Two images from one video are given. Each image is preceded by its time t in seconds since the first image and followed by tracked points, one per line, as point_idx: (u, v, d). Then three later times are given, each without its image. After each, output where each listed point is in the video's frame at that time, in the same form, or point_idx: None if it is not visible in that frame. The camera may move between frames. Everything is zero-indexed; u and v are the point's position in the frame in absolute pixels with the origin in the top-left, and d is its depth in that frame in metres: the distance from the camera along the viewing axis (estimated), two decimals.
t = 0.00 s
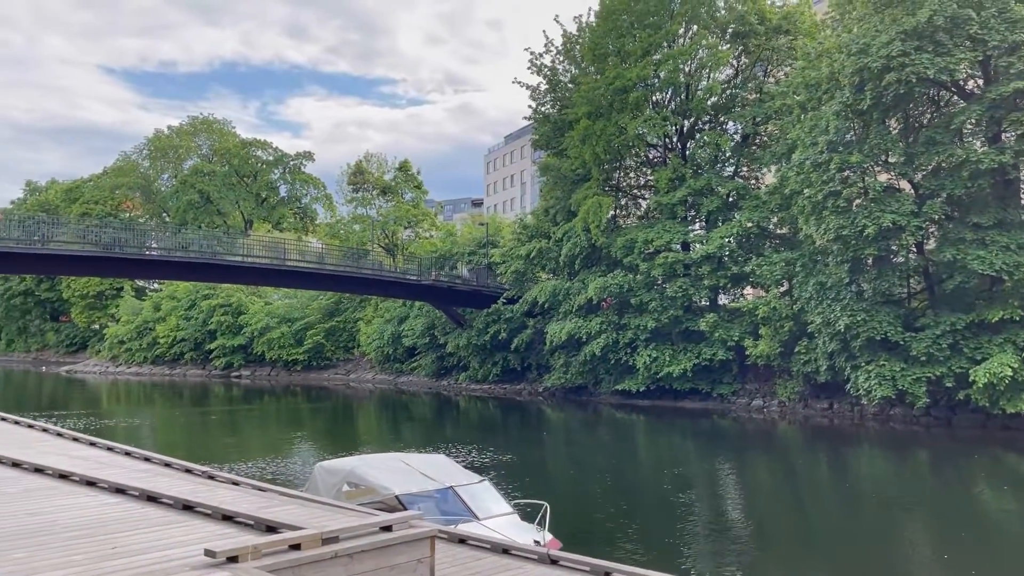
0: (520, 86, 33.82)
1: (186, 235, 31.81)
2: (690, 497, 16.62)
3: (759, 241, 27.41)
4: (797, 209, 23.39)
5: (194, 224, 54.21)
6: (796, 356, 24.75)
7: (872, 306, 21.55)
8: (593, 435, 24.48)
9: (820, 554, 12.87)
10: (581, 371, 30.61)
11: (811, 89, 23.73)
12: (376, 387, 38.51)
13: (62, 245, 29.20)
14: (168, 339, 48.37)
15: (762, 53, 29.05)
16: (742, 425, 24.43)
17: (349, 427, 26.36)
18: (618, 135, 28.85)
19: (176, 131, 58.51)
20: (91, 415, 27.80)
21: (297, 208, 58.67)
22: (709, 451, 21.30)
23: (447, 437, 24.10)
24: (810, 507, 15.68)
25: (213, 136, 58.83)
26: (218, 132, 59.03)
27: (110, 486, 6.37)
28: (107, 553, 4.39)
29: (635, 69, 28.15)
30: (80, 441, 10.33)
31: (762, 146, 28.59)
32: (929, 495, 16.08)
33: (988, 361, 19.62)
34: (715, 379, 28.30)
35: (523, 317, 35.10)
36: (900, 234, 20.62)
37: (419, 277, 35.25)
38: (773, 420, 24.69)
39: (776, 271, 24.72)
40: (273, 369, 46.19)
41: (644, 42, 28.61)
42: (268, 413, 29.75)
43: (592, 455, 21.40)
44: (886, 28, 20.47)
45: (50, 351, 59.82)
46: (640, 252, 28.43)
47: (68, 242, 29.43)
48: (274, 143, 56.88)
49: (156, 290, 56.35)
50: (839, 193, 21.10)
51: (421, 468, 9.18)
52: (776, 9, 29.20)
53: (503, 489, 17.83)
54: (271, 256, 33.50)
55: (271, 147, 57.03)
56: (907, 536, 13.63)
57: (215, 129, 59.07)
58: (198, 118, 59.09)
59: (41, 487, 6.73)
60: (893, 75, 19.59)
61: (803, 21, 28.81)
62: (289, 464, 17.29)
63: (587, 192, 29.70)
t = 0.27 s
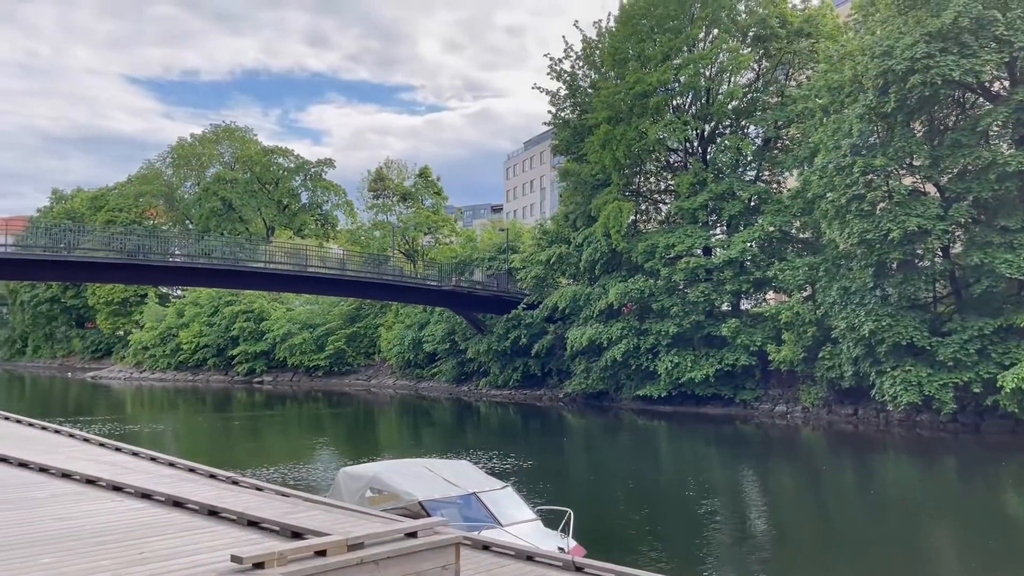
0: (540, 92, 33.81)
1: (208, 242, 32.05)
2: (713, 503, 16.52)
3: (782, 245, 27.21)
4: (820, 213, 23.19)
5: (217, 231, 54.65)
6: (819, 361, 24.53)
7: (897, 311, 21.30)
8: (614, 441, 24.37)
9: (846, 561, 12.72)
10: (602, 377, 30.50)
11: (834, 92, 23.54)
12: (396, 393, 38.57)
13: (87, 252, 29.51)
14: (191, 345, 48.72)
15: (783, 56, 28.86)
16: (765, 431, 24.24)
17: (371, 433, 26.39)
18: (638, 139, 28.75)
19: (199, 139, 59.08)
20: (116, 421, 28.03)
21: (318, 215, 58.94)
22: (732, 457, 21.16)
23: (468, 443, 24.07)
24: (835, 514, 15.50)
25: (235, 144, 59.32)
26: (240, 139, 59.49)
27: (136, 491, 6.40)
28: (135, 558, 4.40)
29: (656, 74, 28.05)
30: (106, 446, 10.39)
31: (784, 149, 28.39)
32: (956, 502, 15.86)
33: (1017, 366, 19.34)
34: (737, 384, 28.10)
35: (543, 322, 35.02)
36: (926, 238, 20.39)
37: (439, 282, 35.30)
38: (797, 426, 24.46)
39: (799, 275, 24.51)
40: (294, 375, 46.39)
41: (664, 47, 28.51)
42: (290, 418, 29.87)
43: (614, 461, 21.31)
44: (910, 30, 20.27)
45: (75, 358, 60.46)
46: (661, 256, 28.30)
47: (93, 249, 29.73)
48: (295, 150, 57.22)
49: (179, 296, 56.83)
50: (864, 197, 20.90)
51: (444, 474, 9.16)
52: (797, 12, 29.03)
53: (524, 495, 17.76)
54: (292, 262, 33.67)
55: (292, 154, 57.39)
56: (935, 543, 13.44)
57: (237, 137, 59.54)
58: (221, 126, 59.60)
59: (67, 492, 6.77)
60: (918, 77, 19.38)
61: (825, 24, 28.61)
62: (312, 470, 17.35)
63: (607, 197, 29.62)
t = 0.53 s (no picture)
0: (561, 95, 33.76)
1: (230, 244, 32.26)
2: (735, 509, 16.40)
3: (805, 250, 27.00)
4: (844, 217, 22.97)
5: (239, 234, 55.05)
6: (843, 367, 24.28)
7: (923, 316, 21.04)
8: (635, 445, 24.27)
9: (872, 569, 12.55)
10: (622, 381, 30.39)
11: (858, 94, 23.33)
12: (416, 396, 38.62)
13: (111, 254, 29.77)
14: (213, 347, 49.05)
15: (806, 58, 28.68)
16: (787, 437, 24.04)
17: (390, 436, 26.41)
18: (659, 142, 28.62)
19: (222, 143, 59.59)
20: (138, 422, 28.23)
21: (338, 218, 59.16)
22: (754, 463, 21.00)
23: (488, 446, 24.02)
24: (861, 522, 15.31)
25: (257, 147, 59.74)
26: (262, 143, 59.89)
27: (159, 492, 6.41)
28: (159, 560, 4.39)
29: (677, 77, 27.95)
30: (128, 447, 10.44)
31: (807, 153, 28.17)
32: (984, 510, 15.64)
33: None
34: (759, 389, 27.87)
35: (563, 326, 34.93)
36: (953, 242, 20.15)
37: (459, 285, 35.32)
38: (820, 432, 24.23)
39: (823, 280, 24.29)
40: (315, 377, 46.59)
41: (686, 49, 28.38)
42: (310, 420, 29.97)
43: (635, 466, 21.21)
44: (937, 32, 20.06)
45: (99, 359, 61.06)
46: (683, 260, 28.15)
47: (117, 251, 29.99)
48: (316, 154, 57.50)
49: (201, 298, 57.24)
50: (889, 201, 20.67)
51: (466, 478, 9.12)
52: (821, 14, 28.82)
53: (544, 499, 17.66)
54: (313, 264, 33.82)
55: (313, 157, 57.68)
56: (963, 552, 13.26)
57: (259, 141, 59.95)
58: (243, 129, 60.04)
59: (91, 493, 6.78)
60: (945, 79, 19.17)
61: (849, 26, 28.39)
62: (333, 472, 17.39)
63: (628, 200, 29.52)
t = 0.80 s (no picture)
0: (579, 97, 33.63)
1: (248, 243, 32.35)
2: (752, 515, 16.24)
3: (825, 253, 26.78)
4: (865, 221, 22.74)
5: (257, 233, 55.29)
6: (862, 372, 24.03)
7: (945, 322, 20.75)
8: (651, 449, 24.12)
9: None
10: (638, 384, 30.26)
11: (880, 97, 23.09)
12: (431, 397, 38.61)
13: (130, 253, 29.93)
14: (230, 345, 49.25)
15: (828, 61, 28.48)
16: (805, 442, 23.84)
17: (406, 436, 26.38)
18: (678, 144, 28.45)
19: (241, 142, 59.98)
20: (155, 420, 28.35)
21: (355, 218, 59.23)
22: (771, 469, 20.82)
23: (503, 448, 23.94)
24: (879, 529, 15.12)
25: (276, 147, 60.02)
26: (280, 143, 60.09)
27: (175, 492, 6.38)
28: (174, 562, 4.35)
29: (697, 79, 27.77)
30: (146, 445, 10.47)
31: (828, 156, 27.94)
32: (1006, 519, 15.41)
33: None
34: (777, 394, 27.65)
35: (580, 328, 34.79)
36: (976, 247, 19.92)
37: (475, 287, 35.26)
38: (838, 437, 24.00)
39: (843, 284, 24.06)
40: (331, 377, 46.69)
41: (706, 51, 28.18)
42: (325, 420, 30.03)
43: (651, 470, 21.07)
44: (961, 34, 19.83)
45: (118, 356, 61.50)
46: (701, 263, 27.97)
47: (135, 250, 30.14)
48: (334, 154, 57.63)
49: (219, 297, 57.51)
50: (911, 205, 20.44)
51: (483, 481, 9.06)
52: (843, 16, 28.57)
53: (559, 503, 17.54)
54: (330, 264, 33.87)
55: (331, 157, 57.81)
56: (984, 562, 13.05)
57: (278, 141, 60.16)
58: (262, 129, 60.30)
59: (109, 492, 6.77)
60: (969, 82, 18.97)
61: (872, 28, 28.12)
62: (348, 473, 17.37)
63: (646, 202, 29.37)
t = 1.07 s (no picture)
0: (594, 96, 33.54)
1: (261, 241, 32.42)
2: (763, 518, 16.15)
3: (839, 256, 26.62)
4: (881, 224, 22.59)
5: (270, 231, 55.46)
6: (876, 376, 23.86)
7: (961, 326, 20.52)
8: (663, 450, 24.05)
9: None
10: (650, 385, 30.17)
11: (898, 99, 22.91)
12: (442, 395, 38.61)
13: (144, 249, 30.04)
14: (243, 342, 49.42)
15: (845, 62, 28.35)
16: (817, 445, 23.71)
17: (416, 435, 26.39)
18: (693, 145, 28.33)
19: (256, 140, 60.22)
20: (167, 415, 28.47)
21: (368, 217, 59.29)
22: (784, 472, 20.71)
23: (513, 448, 23.91)
24: (891, 534, 15.01)
25: (290, 145, 60.25)
26: (294, 141, 60.25)
27: (188, 488, 6.39)
28: (185, 559, 4.34)
29: (712, 79, 27.63)
30: (159, 440, 10.50)
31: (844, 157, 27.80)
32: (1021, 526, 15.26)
33: None
34: (790, 397, 27.51)
35: (592, 328, 34.70)
36: (994, 250, 19.79)
37: (488, 286, 35.21)
38: (852, 441, 23.86)
39: (857, 287, 23.90)
40: (343, 374, 46.79)
41: (722, 52, 28.04)
42: (337, 418, 30.07)
43: (662, 471, 21.00)
44: (981, 36, 19.68)
45: (132, 352, 61.87)
46: (714, 264, 27.85)
47: (149, 246, 30.24)
48: (348, 152, 57.72)
49: (232, 294, 57.73)
50: (928, 207, 20.29)
51: (494, 481, 9.04)
52: (860, 17, 28.38)
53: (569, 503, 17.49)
54: (343, 262, 33.89)
55: (345, 156, 57.91)
56: (998, 568, 12.93)
57: (292, 139, 60.32)
58: (277, 127, 60.51)
59: (122, 487, 6.79)
60: (989, 85, 18.88)
61: (890, 29, 27.92)
62: (360, 471, 17.39)
63: (660, 203, 29.26)
